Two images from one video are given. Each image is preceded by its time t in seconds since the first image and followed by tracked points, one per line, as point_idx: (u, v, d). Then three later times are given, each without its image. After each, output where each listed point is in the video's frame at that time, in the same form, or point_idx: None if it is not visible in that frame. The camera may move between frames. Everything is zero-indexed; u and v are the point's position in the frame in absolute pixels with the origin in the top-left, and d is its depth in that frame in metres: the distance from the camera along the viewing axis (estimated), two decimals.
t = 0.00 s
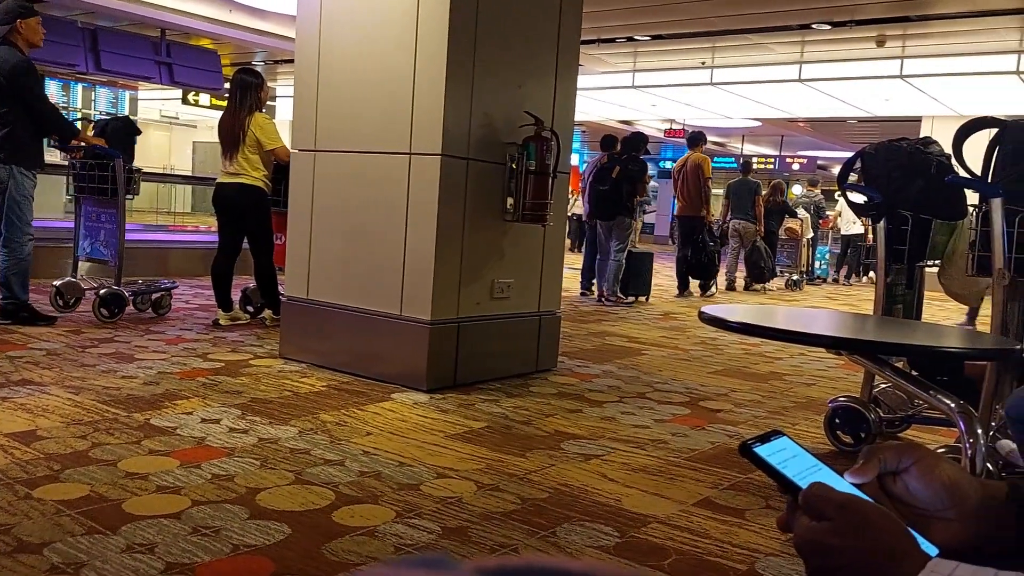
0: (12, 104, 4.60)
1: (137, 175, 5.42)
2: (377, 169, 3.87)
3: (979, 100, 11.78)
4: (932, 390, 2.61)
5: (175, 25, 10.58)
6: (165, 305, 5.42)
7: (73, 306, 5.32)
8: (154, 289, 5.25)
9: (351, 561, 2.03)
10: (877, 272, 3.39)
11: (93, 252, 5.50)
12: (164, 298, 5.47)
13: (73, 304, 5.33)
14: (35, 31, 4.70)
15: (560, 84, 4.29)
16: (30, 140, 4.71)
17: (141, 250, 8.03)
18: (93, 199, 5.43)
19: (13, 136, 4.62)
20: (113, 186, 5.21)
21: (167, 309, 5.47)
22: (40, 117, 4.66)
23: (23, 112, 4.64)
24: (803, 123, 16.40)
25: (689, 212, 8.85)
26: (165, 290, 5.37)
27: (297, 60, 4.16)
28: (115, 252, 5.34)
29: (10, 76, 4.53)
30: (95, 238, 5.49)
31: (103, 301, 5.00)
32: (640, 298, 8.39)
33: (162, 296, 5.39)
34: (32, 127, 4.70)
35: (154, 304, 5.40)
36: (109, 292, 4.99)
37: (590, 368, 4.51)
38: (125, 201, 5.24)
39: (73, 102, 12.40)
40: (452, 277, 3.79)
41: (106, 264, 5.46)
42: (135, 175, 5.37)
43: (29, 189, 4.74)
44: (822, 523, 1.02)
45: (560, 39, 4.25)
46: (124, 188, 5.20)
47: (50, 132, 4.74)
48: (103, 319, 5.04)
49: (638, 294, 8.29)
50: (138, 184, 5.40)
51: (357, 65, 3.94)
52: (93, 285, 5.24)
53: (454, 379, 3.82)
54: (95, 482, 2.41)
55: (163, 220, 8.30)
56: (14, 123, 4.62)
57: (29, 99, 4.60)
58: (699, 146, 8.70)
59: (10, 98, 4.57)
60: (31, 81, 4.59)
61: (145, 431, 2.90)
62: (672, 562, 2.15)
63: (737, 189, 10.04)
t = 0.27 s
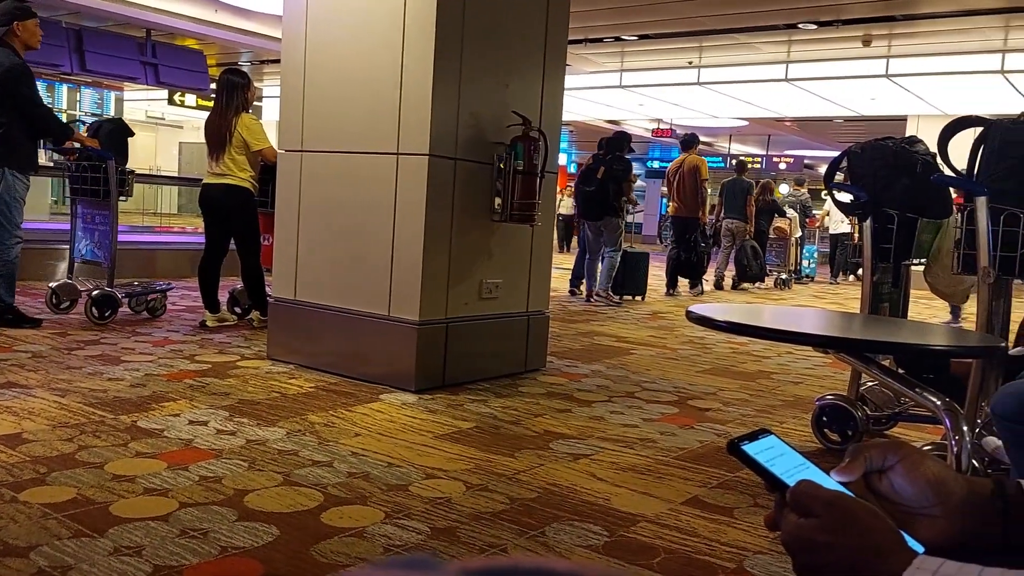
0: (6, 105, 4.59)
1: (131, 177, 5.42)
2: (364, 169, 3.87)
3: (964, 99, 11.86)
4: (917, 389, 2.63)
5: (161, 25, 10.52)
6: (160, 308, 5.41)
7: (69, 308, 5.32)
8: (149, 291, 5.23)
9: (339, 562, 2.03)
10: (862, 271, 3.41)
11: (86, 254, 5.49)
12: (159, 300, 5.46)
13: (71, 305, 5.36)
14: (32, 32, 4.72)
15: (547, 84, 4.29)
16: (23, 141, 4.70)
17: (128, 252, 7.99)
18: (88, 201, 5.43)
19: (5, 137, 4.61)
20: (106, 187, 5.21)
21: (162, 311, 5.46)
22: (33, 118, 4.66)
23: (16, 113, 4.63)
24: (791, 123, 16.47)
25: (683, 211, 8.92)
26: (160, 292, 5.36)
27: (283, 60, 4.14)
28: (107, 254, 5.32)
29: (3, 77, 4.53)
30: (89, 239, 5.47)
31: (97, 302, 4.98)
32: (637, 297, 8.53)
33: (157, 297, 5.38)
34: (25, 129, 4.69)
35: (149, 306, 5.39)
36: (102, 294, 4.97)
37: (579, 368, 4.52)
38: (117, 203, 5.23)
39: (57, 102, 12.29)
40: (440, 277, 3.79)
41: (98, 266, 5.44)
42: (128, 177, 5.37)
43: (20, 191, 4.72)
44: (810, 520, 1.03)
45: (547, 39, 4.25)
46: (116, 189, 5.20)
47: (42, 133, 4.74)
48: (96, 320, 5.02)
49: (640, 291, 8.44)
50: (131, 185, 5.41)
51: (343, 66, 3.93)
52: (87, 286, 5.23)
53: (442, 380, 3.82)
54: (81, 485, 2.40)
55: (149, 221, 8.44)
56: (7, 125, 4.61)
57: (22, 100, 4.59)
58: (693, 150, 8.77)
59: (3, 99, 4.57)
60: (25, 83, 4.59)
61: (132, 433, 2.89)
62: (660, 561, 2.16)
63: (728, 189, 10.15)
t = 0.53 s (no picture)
0: None
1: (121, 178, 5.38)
2: (352, 169, 3.85)
3: (949, 98, 11.94)
4: (904, 386, 2.65)
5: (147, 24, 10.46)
6: (152, 310, 5.38)
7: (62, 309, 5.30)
8: (142, 292, 5.21)
9: (329, 564, 2.02)
10: (849, 270, 3.42)
11: (78, 256, 5.45)
12: (151, 303, 5.44)
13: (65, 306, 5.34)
14: (21, 33, 4.68)
15: (536, 84, 4.29)
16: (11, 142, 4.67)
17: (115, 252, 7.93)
18: (78, 202, 5.39)
19: None
20: (95, 189, 5.17)
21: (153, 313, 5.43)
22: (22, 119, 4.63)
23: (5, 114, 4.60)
24: (778, 122, 16.55)
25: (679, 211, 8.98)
26: (153, 293, 5.35)
27: (270, 60, 4.13)
28: (97, 255, 5.28)
29: None
30: (81, 240, 5.44)
31: (87, 303, 4.96)
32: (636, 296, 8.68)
33: (150, 299, 5.36)
34: (14, 130, 4.66)
35: (141, 308, 5.37)
36: (91, 295, 4.94)
37: (569, 367, 4.52)
38: (106, 203, 5.19)
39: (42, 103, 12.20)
40: (430, 277, 3.78)
41: (90, 267, 5.41)
42: (117, 179, 5.34)
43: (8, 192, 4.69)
44: (797, 518, 1.03)
45: (536, 39, 4.25)
46: (106, 190, 5.16)
47: (32, 134, 4.71)
48: (86, 322, 4.99)
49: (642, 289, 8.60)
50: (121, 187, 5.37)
51: (331, 65, 3.91)
52: (78, 287, 5.21)
53: (432, 380, 3.81)
54: (68, 489, 2.38)
55: (136, 223, 8.52)
56: None
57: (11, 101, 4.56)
58: (691, 150, 8.80)
59: None
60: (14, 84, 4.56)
61: (119, 436, 2.87)
62: (651, 559, 2.16)
63: (720, 189, 10.19)
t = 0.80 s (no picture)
0: None
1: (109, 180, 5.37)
2: (338, 169, 3.85)
3: (932, 97, 12.03)
4: (888, 382, 2.67)
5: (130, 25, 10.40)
6: (141, 312, 5.38)
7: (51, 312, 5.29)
8: (130, 295, 5.19)
9: (316, 566, 2.02)
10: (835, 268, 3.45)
11: (68, 258, 5.41)
12: (140, 304, 5.42)
13: (54, 308, 5.33)
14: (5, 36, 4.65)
15: (522, 83, 4.29)
16: None
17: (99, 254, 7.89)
18: (66, 204, 5.35)
19: None
20: (82, 191, 5.15)
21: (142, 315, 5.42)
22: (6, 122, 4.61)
23: None
24: (764, 121, 16.62)
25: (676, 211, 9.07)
26: (142, 296, 5.34)
27: (254, 60, 4.11)
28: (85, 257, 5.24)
29: None
30: (70, 243, 5.40)
31: (75, 306, 4.94)
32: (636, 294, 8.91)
33: (138, 302, 5.35)
34: None
35: (130, 310, 5.35)
36: (79, 298, 4.92)
37: (557, 367, 4.53)
38: (94, 205, 5.17)
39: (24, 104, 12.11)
40: (417, 277, 3.78)
41: (78, 269, 5.37)
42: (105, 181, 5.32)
43: None
44: (783, 515, 1.04)
45: (522, 39, 4.26)
46: (93, 192, 5.15)
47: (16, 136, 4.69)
48: (73, 324, 4.97)
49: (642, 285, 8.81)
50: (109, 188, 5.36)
51: (316, 65, 3.90)
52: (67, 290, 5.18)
53: (420, 381, 3.81)
54: (53, 493, 2.36)
55: (121, 224, 8.33)
56: None
57: None
58: (685, 150, 8.83)
59: None
60: None
61: (105, 439, 2.85)
62: (639, 558, 2.17)
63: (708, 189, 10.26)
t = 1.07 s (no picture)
0: None
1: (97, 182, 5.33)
2: (327, 169, 3.84)
3: (919, 96, 12.10)
4: (876, 380, 2.68)
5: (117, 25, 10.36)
6: (132, 314, 5.36)
7: (41, 314, 5.26)
8: (121, 297, 5.17)
9: (306, 568, 2.01)
10: (824, 266, 3.46)
11: (57, 260, 5.37)
12: (131, 306, 5.41)
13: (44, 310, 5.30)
14: None
15: (511, 83, 4.29)
16: None
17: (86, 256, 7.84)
18: (55, 206, 5.31)
19: None
20: (71, 193, 5.12)
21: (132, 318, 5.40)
22: None
23: None
24: (752, 120, 16.67)
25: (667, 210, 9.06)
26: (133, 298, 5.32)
27: (242, 60, 4.10)
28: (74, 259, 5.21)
29: None
30: (59, 245, 5.37)
31: (65, 308, 4.92)
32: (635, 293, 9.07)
33: (129, 304, 5.34)
34: None
35: (121, 312, 5.33)
36: (69, 300, 4.90)
37: (547, 366, 4.53)
38: (83, 208, 5.13)
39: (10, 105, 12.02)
40: (406, 278, 3.78)
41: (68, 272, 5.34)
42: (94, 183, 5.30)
43: None
44: (771, 513, 1.04)
45: (510, 39, 4.26)
46: (82, 194, 5.11)
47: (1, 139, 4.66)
48: (62, 326, 4.94)
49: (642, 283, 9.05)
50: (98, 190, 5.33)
51: (304, 66, 3.89)
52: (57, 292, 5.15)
53: (410, 381, 3.81)
54: (40, 496, 2.35)
55: (108, 226, 8.28)
56: None
57: None
58: (677, 150, 8.83)
59: None
60: None
61: (93, 442, 2.84)
62: (630, 557, 2.17)
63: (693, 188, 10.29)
